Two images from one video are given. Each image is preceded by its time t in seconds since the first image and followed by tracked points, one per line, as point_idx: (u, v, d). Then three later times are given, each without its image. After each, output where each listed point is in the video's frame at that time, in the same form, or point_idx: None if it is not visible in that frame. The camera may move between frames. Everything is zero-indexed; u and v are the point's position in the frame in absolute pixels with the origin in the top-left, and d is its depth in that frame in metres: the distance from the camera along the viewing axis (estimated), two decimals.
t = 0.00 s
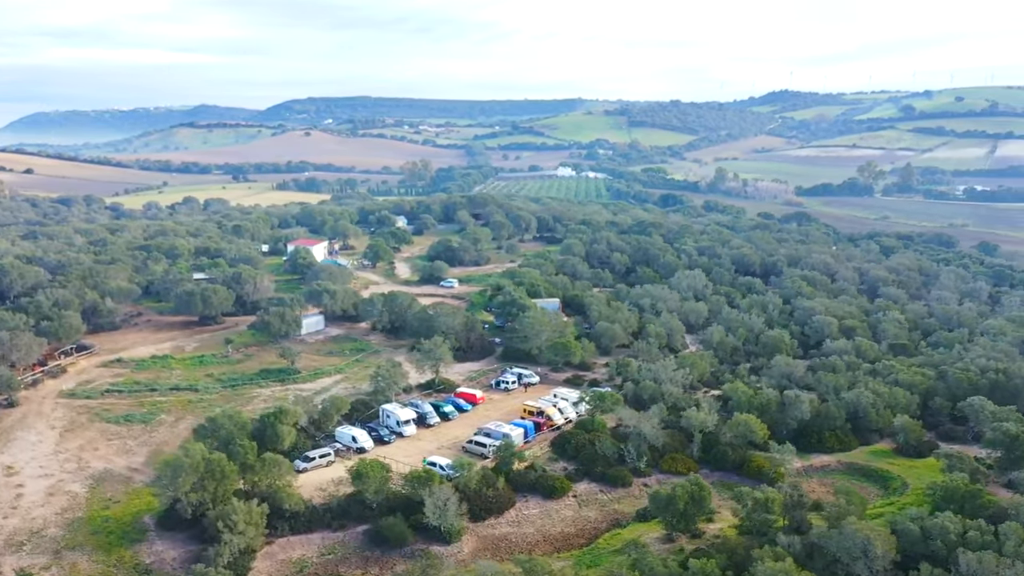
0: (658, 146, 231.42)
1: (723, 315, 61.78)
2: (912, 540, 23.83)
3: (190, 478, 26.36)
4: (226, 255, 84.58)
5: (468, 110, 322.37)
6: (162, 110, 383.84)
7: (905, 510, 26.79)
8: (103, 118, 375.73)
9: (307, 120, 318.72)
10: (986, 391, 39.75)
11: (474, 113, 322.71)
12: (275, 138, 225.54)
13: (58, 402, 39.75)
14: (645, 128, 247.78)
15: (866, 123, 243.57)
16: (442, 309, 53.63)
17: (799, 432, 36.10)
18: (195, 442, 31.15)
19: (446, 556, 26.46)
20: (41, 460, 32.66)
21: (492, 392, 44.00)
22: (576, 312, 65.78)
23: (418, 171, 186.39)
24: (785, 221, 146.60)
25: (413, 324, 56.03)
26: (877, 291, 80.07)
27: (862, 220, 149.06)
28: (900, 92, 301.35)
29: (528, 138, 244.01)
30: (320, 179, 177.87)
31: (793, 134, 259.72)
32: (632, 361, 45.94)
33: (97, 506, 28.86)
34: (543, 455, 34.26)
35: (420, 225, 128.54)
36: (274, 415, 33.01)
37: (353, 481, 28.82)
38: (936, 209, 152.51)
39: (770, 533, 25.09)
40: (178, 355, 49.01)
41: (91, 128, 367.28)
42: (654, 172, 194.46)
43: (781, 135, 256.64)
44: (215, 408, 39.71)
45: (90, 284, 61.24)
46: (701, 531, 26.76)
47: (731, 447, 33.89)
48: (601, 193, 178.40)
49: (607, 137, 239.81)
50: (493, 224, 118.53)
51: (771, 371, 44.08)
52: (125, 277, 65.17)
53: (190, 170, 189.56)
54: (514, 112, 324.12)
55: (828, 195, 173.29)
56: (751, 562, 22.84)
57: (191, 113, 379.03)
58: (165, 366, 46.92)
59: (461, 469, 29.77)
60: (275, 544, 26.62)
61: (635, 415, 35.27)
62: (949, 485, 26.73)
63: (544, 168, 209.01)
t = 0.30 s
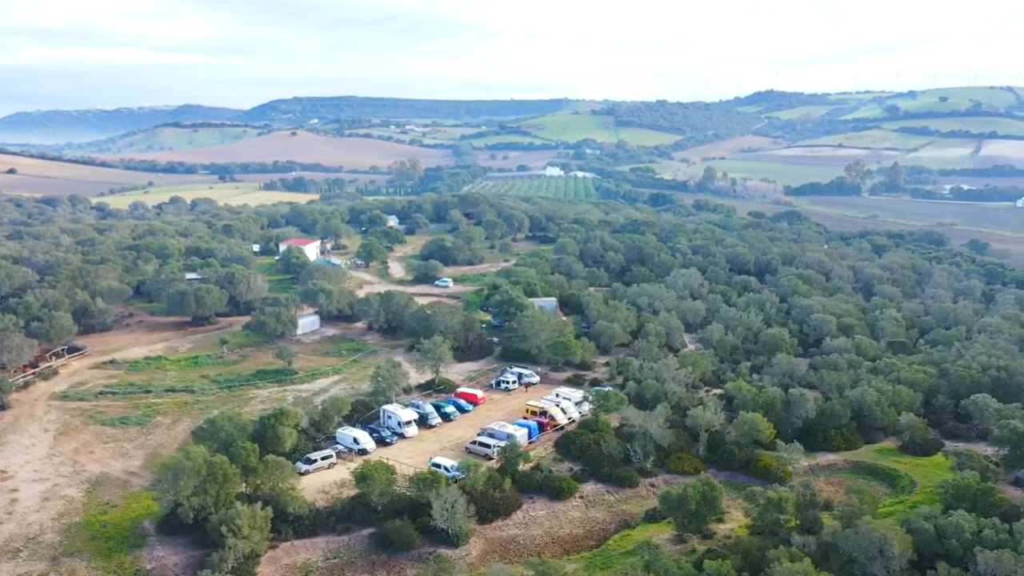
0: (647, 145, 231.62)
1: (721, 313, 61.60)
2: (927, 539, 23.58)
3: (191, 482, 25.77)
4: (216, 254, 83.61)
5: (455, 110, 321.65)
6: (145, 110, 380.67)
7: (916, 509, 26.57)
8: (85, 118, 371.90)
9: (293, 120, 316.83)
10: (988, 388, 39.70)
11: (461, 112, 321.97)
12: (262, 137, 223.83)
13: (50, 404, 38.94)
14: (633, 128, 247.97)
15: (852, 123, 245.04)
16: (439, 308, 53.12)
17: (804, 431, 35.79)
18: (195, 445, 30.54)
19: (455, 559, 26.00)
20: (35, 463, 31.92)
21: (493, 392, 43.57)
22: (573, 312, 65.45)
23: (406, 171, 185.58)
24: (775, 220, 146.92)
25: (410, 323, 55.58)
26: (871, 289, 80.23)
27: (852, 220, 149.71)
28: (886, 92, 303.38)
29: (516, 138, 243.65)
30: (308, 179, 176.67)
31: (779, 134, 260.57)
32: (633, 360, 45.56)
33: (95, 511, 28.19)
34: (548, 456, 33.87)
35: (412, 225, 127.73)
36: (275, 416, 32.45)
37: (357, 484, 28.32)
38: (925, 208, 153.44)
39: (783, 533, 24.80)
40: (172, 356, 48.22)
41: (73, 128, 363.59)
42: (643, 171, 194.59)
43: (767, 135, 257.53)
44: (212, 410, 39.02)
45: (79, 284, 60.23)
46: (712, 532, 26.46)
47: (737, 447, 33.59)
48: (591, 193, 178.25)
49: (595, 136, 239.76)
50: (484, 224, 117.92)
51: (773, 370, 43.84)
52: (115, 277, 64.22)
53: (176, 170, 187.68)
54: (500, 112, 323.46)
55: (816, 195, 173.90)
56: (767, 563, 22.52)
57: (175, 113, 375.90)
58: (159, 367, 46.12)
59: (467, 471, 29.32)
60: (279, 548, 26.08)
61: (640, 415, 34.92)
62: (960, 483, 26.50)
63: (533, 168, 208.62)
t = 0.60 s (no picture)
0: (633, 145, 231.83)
1: (717, 312, 61.52)
2: (940, 538, 23.37)
3: (191, 486, 25.15)
4: (205, 254, 82.63)
5: (439, 110, 320.80)
6: (127, 110, 377.03)
7: (926, 508, 26.35)
8: (65, 118, 367.59)
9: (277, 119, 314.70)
10: (988, 385, 39.69)
11: (444, 112, 321.09)
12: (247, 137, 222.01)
13: (41, 407, 38.07)
14: (618, 128, 248.26)
15: (835, 124, 246.75)
16: (436, 308, 52.63)
17: (808, 429, 35.56)
18: (192, 448, 29.89)
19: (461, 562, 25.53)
20: (27, 468, 31.14)
21: (492, 392, 43.16)
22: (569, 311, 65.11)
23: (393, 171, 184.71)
24: (764, 219, 147.34)
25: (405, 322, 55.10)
26: (864, 287, 80.46)
27: (839, 219, 150.50)
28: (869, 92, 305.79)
29: (501, 138, 243.24)
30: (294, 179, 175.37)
31: (763, 134, 261.70)
32: (633, 358, 45.33)
33: (90, 517, 27.49)
34: (551, 456, 33.49)
35: (402, 224, 127.08)
36: (274, 418, 31.90)
37: (360, 486, 27.82)
38: (910, 207, 154.55)
39: (795, 533, 24.50)
40: (165, 358, 47.42)
41: (53, 128, 359.32)
42: (629, 171, 194.80)
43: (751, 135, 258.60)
44: (207, 412, 38.34)
45: (67, 285, 59.20)
46: (722, 532, 26.15)
47: (741, 446, 33.34)
48: (578, 192, 178.09)
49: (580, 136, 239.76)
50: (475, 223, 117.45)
51: (773, 368, 43.68)
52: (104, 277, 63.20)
53: (159, 170, 185.71)
54: (485, 112, 322.86)
55: (803, 194, 174.66)
56: (782, 563, 22.20)
57: (156, 113, 372.50)
58: (152, 368, 45.31)
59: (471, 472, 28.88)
60: (282, 553, 25.51)
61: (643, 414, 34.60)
62: (970, 481, 26.31)
63: (520, 167, 208.33)
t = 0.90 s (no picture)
0: (616, 145, 231.91)
1: (713, 310, 61.42)
2: (956, 535, 23.14)
3: (192, 490, 24.50)
4: (192, 254, 81.41)
5: (420, 110, 319.28)
6: (104, 111, 372.17)
7: (936, 505, 26.17)
8: (41, 118, 362.02)
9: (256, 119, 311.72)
10: (988, 381, 39.77)
11: (426, 112, 319.64)
12: (227, 137, 219.53)
13: (30, 411, 37.06)
14: (600, 128, 248.23)
15: (816, 124, 248.49)
16: (431, 307, 52.06)
17: (811, 427, 35.43)
18: (190, 451, 29.12)
19: (470, 566, 24.99)
20: (18, 473, 30.25)
21: (491, 392, 42.71)
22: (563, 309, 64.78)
23: (377, 171, 183.54)
24: (751, 217, 147.88)
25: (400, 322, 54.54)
26: (855, 285, 80.88)
27: (824, 217, 151.45)
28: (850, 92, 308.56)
29: (484, 138, 242.43)
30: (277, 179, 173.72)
31: (745, 134, 262.90)
32: (632, 357, 45.04)
33: (86, 523, 26.71)
34: (555, 457, 33.07)
35: (390, 223, 126.17)
36: (273, 420, 31.25)
37: (364, 489, 27.28)
38: (894, 206, 155.90)
39: (808, 533, 24.25)
40: (156, 359, 46.45)
41: (28, 128, 353.80)
42: (614, 171, 194.98)
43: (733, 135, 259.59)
44: (201, 414, 37.53)
45: (52, 285, 57.99)
46: (734, 532, 25.81)
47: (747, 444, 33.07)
48: (564, 192, 177.91)
49: (563, 136, 239.55)
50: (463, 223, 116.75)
51: (773, 366, 43.55)
52: (90, 277, 62.01)
53: (139, 170, 183.34)
54: (467, 112, 321.77)
55: (786, 193, 175.59)
56: (799, 564, 21.88)
57: (134, 113, 367.76)
58: (143, 370, 44.37)
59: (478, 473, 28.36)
60: (286, 559, 24.89)
61: (647, 413, 34.22)
62: (981, 478, 26.10)
63: (504, 167, 207.93)
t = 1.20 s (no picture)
0: (601, 145, 231.85)
1: (709, 309, 61.37)
2: (969, 533, 22.95)
3: (193, 494, 23.90)
4: (181, 254, 80.31)
5: (404, 110, 317.86)
6: (84, 110, 367.77)
7: (947, 503, 25.98)
8: (20, 118, 357.19)
9: (239, 120, 309.00)
10: (988, 378, 39.88)
11: (409, 113, 318.24)
12: (210, 137, 217.36)
13: (20, 414, 36.18)
14: (584, 128, 248.21)
15: (799, 124, 249.53)
16: (427, 306, 51.58)
17: (814, 425, 35.30)
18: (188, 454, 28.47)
19: (478, 568, 24.55)
20: (10, 477, 29.47)
21: (490, 392, 42.30)
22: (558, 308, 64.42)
23: (362, 170, 182.39)
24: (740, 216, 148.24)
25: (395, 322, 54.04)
26: (848, 284, 81.22)
27: (811, 216, 152.11)
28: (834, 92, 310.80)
29: (467, 138, 241.29)
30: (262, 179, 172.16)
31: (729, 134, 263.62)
32: (632, 356, 44.87)
33: (82, 529, 26.02)
34: (558, 457, 32.72)
35: (380, 223, 125.36)
36: (272, 421, 30.65)
37: (368, 491, 26.80)
38: (880, 205, 156.89)
39: (820, 533, 23.99)
40: (148, 360, 45.62)
41: (7, 129, 348.83)
42: (600, 170, 194.95)
43: (719, 134, 260.42)
44: (196, 416, 36.79)
45: (39, 285, 56.90)
46: (744, 532, 25.55)
47: (752, 442, 32.90)
48: (551, 191, 177.57)
49: (548, 136, 239.25)
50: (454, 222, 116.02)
51: (773, 364, 43.44)
52: (78, 277, 60.92)
53: (121, 170, 181.11)
54: (451, 111, 320.54)
55: (772, 192, 176.27)
56: (814, 563, 21.61)
57: (115, 113, 363.67)
58: (135, 371, 43.55)
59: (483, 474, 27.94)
60: (290, 563, 24.36)
61: (651, 412, 33.94)
62: (991, 475, 25.96)
63: (490, 167, 207.31)
